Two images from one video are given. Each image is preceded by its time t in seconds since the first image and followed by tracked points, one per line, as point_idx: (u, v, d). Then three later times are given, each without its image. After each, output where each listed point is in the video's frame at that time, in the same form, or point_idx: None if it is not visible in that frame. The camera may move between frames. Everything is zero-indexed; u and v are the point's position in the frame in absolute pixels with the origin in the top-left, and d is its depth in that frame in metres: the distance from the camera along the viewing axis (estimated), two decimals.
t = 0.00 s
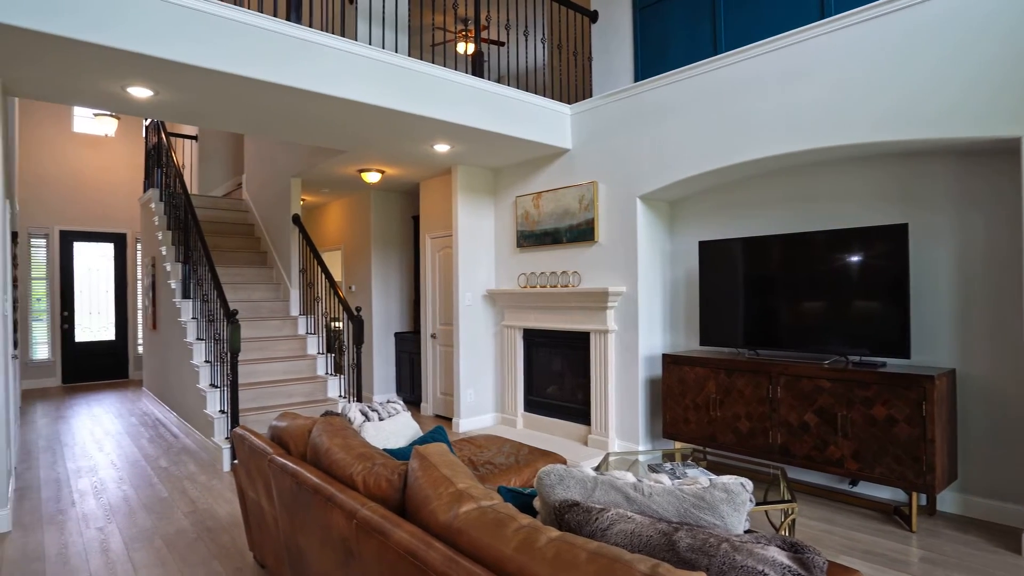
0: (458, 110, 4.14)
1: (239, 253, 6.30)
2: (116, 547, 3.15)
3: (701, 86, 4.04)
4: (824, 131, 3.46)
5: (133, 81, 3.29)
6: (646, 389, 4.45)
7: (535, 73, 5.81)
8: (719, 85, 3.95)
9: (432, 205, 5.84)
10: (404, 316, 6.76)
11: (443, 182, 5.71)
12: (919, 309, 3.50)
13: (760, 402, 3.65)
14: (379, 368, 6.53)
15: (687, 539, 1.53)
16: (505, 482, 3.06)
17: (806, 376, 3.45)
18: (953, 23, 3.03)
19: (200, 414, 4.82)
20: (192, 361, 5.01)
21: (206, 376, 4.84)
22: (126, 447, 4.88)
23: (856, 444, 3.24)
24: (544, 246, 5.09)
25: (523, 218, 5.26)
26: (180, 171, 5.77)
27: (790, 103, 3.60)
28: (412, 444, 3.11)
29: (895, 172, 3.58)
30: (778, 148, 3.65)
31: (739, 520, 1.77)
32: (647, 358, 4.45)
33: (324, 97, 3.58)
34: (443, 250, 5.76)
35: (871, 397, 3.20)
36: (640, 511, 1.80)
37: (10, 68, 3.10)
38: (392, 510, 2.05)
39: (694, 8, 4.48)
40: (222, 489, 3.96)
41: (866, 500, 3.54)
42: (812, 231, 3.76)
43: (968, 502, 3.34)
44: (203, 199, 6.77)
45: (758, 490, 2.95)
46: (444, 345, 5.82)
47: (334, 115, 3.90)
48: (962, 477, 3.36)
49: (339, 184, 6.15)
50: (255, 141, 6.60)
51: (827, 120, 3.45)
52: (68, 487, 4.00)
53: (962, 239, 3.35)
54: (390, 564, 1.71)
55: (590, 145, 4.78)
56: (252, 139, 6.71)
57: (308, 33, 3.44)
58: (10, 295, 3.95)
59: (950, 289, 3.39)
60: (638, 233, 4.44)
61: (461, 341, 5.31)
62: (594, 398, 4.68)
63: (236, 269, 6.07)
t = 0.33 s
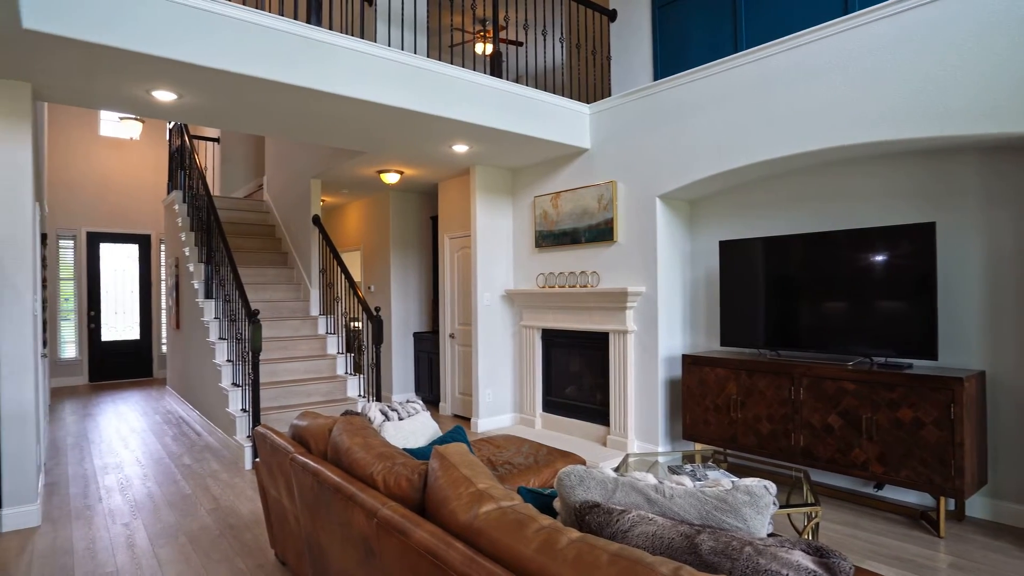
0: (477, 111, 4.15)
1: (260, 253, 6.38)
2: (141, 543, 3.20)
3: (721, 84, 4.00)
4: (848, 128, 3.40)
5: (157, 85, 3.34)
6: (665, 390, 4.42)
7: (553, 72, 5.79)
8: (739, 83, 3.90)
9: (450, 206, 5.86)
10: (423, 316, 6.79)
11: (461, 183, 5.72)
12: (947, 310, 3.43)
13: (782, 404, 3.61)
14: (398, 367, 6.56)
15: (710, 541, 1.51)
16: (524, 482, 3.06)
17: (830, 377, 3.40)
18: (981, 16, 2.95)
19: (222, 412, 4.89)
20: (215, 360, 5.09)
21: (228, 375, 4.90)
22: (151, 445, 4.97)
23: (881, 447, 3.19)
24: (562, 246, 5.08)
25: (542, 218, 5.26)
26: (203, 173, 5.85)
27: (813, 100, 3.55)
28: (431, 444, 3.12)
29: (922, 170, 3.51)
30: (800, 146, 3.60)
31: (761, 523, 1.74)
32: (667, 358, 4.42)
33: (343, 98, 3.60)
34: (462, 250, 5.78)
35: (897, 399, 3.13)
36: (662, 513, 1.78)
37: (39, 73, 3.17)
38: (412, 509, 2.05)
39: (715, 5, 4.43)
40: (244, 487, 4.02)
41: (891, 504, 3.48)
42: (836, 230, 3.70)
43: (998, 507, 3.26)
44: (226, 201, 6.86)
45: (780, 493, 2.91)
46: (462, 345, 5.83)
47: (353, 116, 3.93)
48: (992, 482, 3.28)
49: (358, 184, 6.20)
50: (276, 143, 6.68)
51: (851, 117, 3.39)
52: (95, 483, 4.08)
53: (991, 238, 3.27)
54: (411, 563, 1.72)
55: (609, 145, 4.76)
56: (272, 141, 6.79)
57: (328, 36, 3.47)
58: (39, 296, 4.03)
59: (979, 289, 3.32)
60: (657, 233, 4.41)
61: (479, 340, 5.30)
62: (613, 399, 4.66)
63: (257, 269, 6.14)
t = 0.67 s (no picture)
0: (494, 111, 4.15)
1: (279, 254, 6.44)
2: (164, 539, 3.25)
3: (741, 82, 3.96)
4: (870, 125, 3.34)
5: (179, 88, 3.40)
6: (684, 390, 4.39)
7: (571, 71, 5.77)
8: (759, 80, 3.85)
9: (468, 205, 5.88)
10: (440, 316, 6.81)
11: (479, 182, 5.73)
12: (974, 311, 3.36)
13: (804, 405, 3.56)
14: (415, 367, 6.60)
15: (732, 544, 1.48)
16: (543, 483, 3.05)
17: (853, 379, 3.35)
18: (1011, 9, 2.88)
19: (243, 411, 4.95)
20: (235, 359, 5.15)
21: (249, 375, 4.96)
22: (173, 442, 5.05)
23: (906, 450, 3.13)
24: (580, 246, 5.07)
25: (559, 218, 5.25)
26: (224, 174, 5.93)
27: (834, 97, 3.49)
28: (450, 443, 3.13)
29: (948, 168, 3.44)
30: (821, 144, 3.54)
31: (785, 526, 1.72)
32: (685, 359, 4.39)
33: (360, 99, 3.62)
34: (479, 250, 5.79)
35: (923, 401, 3.08)
36: (682, 514, 1.77)
37: (65, 78, 3.23)
38: (431, 508, 2.06)
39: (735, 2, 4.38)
40: (264, 485, 4.06)
41: (916, 508, 3.42)
42: (858, 229, 3.65)
43: None
44: (246, 202, 6.95)
45: (801, 495, 2.88)
46: (480, 345, 5.84)
47: (370, 117, 3.95)
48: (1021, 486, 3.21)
49: (375, 185, 6.23)
50: (294, 145, 6.74)
51: (873, 115, 3.33)
52: (119, 479, 4.16)
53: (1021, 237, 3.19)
54: (430, 563, 1.72)
55: (627, 144, 4.73)
56: (291, 142, 6.85)
57: (348, 38, 3.49)
58: (66, 296, 4.12)
59: (1008, 290, 3.24)
60: (676, 232, 4.38)
61: (496, 340, 5.31)
62: (631, 400, 4.64)
63: (276, 269, 6.21)
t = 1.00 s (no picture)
0: (510, 111, 4.15)
1: (297, 254, 6.50)
2: (185, 535, 3.29)
3: (759, 80, 3.91)
4: (892, 122, 3.28)
5: (199, 91, 3.44)
6: (702, 391, 4.36)
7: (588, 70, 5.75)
8: (778, 78, 3.81)
9: (484, 205, 5.88)
10: (456, 316, 6.83)
11: (495, 183, 5.73)
12: (1000, 311, 3.29)
13: (824, 407, 3.52)
14: (431, 367, 6.62)
15: (753, 547, 1.47)
16: (560, 483, 3.04)
17: (875, 380, 3.30)
18: None
19: (261, 410, 5.00)
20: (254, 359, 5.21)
21: (267, 374, 5.02)
22: (194, 440, 5.11)
23: (930, 453, 3.08)
24: (596, 246, 5.05)
25: (576, 218, 5.24)
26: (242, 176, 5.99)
27: (855, 94, 3.43)
28: (467, 443, 3.14)
29: (973, 166, 3.37)
30: (841, 141, 3.49)
31: (807, 529, 1.70)
32: (703, 359, 4.35)
33: (377, 100, 3.64)
34: (496, 250, 5.80)
35: (947, 403, 3.02)
36: (702, 516, 1.75)
37: (88, 82, 3.29)
38: (449, 508, 2.07)
39: None
40: (282, 483, 4.10)
41: (940, 512, 3.37)
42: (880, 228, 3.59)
43: None
44: (264, 203, 7.02)
45: (821, 498, 2.84)
46: (496, 345, 5.85)
47: (386, 118, 3.97)
48: None
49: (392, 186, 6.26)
50: (312, 146, 6.80)
51: (895, 111, 3.27)
52: (141, 476, 4.23)
53: None
54: (449, 562, 1.73)
55: (643, 143, 4.71)
56: (308, 144, 6.91)
57: (365, 40, 3.51)
58: (89, 297, 4.19)
59: None
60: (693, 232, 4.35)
61: (513, 340, 5.31)
62: (648, 400, 4.61)
63: (294, 270, 6.27)
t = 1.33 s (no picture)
0: (525, 111, 4.15)
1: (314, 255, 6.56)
2: (205, 532, 3.34)
3: (776, 77, 3.87)
4: (913, 119, 3.22)
5: (218, 93, 3.49)
6: (719, 392, 4.32)
7: (604, 69, 5.73)
8: (796, 75, 3.76)
9: (500, 206, 5.89)
10: (472, 316, 6.84)
11: (511, 183, 5.74)
12: None
13: (845, 408, 3.47)
14: (447, 366, 6.64)
15: (772, 550, 1.45)
16: (577, 483, 3.03)
17: (897, 382, 3.25)
18: None
19: (279, 409, 5.06)
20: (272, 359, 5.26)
21: (285, 373, 5.07)
22: (213, 439, 5.18)
23: (954, 455, 3.02)
24: (612, 245, 5.03)
25: (592, 218, 5.22)
26: (260, 177, 6.06)
27: (875, 91, 3.38)
28: (484, 443, 3.14)
29: (998, 163, 3.30)
30: (861, 139, 3.44)
31: (828, 532, 1.68)
32: (721, 360, 4.32)
33: (392, 101, 3.65)
34: (511, 250, 5.80)
35: (972, 405, 2.97)
36: (720, 518, 1.74)
37: (110, 86, 3.35)
38: (466, 508, 2.07)
39: None
40: (300, 481, 4.14)
41: (965, 517, 3.30)
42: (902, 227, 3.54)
43: None
44: (281, 204, 7.09)
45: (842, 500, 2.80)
46: (512, 345, 5.85)
47: (402, 119, 3.99)
48: None
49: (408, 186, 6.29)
50: (329, 148, 6.86)
51: (916, 108, 3.21)
52: (162, 474, 4.29)
53: None
54: (466, 562, 1.73)
55: (659, 142, 4.68)
56: (325, 145, 6.97)
57: (381, 41, 3.53)
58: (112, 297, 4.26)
59: None
60: (710, 231, 4.31)
61: (529, 340, 5.31)
62: (664, 401, 4.59)
63: (311, 270, 6.32)
